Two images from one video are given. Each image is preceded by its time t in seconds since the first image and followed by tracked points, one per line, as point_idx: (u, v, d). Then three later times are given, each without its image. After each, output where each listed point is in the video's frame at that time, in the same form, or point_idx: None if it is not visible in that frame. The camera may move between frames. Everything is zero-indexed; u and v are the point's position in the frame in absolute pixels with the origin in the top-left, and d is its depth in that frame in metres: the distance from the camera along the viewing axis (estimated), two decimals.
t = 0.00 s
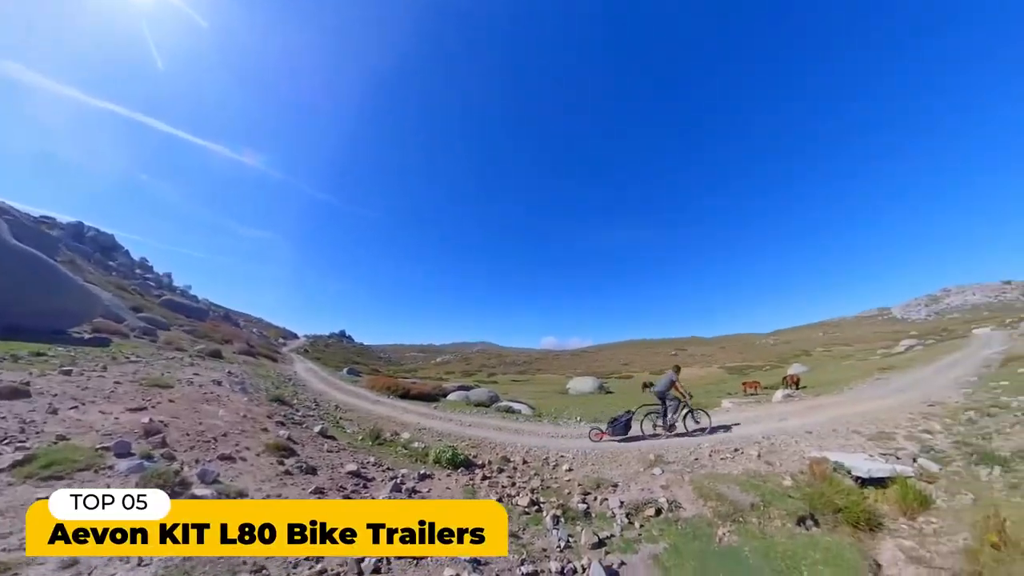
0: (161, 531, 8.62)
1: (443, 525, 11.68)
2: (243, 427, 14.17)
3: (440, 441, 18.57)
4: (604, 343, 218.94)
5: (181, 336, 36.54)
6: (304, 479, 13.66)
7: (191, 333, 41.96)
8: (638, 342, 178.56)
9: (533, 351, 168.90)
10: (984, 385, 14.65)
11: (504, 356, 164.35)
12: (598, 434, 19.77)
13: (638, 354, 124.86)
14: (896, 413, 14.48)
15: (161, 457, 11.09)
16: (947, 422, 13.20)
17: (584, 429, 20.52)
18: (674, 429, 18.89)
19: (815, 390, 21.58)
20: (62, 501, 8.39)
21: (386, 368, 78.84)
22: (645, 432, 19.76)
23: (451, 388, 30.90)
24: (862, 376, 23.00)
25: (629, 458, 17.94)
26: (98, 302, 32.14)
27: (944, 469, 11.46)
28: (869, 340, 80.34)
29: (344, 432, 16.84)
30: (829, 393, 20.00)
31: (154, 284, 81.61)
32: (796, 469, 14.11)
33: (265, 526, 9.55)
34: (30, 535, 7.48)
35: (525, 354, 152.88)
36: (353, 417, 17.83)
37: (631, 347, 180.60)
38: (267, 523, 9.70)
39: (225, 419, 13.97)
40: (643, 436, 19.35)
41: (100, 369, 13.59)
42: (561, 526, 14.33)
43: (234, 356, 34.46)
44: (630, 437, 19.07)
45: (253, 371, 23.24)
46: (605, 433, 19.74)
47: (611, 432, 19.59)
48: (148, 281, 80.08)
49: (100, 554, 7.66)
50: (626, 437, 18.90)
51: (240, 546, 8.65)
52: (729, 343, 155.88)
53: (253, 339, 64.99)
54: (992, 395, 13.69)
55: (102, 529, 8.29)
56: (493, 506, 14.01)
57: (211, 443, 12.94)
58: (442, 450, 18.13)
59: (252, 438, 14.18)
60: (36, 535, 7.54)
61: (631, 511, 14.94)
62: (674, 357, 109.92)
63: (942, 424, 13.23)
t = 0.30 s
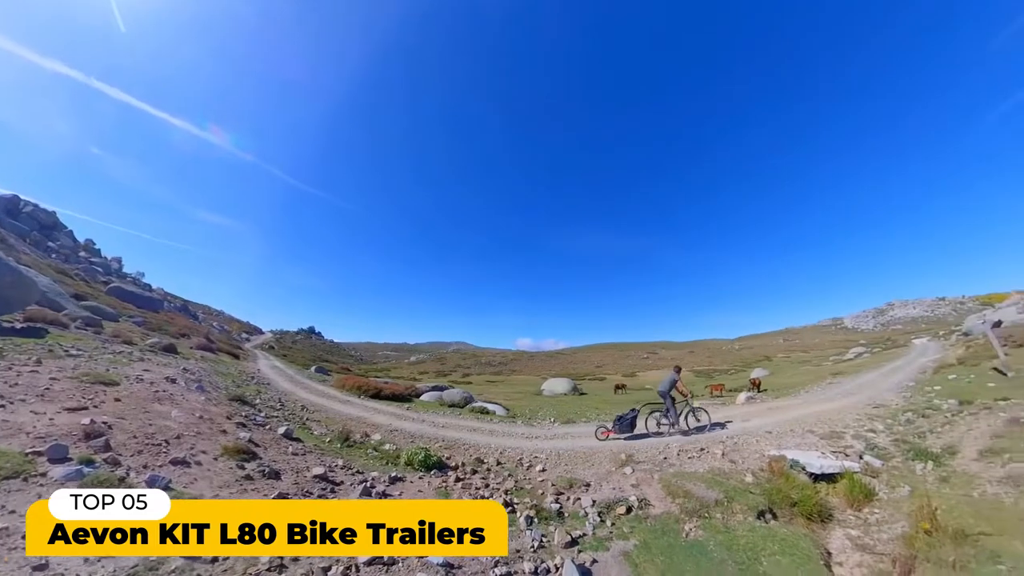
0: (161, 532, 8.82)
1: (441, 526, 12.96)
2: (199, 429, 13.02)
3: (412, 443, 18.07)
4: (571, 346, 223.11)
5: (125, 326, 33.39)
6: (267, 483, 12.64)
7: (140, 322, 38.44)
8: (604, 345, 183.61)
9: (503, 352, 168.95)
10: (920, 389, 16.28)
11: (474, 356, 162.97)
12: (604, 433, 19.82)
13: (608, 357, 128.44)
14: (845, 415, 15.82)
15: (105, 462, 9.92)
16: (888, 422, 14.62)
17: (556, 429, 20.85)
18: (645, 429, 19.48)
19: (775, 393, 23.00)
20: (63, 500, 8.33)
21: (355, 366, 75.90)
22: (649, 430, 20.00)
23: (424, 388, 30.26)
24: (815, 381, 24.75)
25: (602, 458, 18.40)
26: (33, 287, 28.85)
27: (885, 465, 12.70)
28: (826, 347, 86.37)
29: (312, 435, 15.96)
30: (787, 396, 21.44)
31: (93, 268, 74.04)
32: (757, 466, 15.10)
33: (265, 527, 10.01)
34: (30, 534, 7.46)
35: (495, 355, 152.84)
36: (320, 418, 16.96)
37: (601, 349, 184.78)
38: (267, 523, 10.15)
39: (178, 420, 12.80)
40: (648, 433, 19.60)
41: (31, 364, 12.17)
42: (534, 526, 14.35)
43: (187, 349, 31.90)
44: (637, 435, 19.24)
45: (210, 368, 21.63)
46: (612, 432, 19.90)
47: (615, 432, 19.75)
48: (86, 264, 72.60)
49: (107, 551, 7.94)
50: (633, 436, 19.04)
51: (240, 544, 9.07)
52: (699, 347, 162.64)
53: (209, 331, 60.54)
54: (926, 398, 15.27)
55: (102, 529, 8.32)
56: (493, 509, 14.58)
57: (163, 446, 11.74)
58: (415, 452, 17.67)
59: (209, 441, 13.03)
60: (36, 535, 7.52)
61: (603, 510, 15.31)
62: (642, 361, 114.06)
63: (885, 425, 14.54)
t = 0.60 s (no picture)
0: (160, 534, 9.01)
1: (441, 527, 13.02)
2: (157, 431, 12.02)
3: (388, 445, 17.55)
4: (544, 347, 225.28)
5: (73, 316, 30.64)
6: (234, 488, 11.74)
7: (91, 313, 35.37)
8: (578, 347, 186.59)
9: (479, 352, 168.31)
10: (875, 391, 17.56)
11: (449, 356, 160.84)
12: (609, 432, 19.96)
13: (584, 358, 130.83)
14: (808, 416, 16.86)
15: (50, 468, 8.99)
16: (846, 423, 15.73)
17: (534, 429, 20.98)
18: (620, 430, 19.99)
19: (744, 395, 24.12)
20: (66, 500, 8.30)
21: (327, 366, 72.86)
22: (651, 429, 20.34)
23: (401, 388, 29.63)
24: (781, 384, 26.12)
25: (579, 457, 18.67)
26: None
27: (843, 462, 13.68)
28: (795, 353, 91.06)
29: (282, 437, 15.15)
30: (755, 398, 22.56)
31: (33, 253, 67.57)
32: (727, 465, 15.86)
33: (264, 527, 10.30)
34: (32, 533, 7.45)
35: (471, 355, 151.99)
36: (291, 419, 16.14)
37: (574, 351, 187.71)
38: (267, 523, 10.49)
39: (133, 422, 11.79)
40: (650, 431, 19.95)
41: None
42: (512, 527, 14.33)
43: (144, 343, 29.68)
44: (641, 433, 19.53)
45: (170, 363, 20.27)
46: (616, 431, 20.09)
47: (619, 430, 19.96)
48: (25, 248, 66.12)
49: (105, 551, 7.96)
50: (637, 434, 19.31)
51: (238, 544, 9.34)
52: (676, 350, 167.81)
53: (167, 325, 56.48)
54: (880, 400, 16.51)
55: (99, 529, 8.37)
56: (494, 509, 14.62)
57: (116, 449, 10.72)
58: (391, 454, 17.13)
59: (169, 444, 12.02)
60: (39, 533, 7.54)
61: (580, 510, 15.53)
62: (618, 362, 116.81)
63: (843, 425, 15.63)
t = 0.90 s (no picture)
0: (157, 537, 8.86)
1: (441, 527, 13.29)
2: (105, 433, 10.90)
3: (360, 447, 16.90)
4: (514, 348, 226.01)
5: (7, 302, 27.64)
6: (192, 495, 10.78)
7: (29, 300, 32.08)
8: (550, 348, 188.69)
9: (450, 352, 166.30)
10: (831, 395, 18.93)
11: (422, 355, 157.76)
12: (613, 430, 20.34)
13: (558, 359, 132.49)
14: (771, 417, 17.99)
15: None
16: (805, 424, 16.90)
17: (510, 430, 20.97)
18: (595, 430, 20.38)
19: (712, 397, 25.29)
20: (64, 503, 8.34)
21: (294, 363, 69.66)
22: (649, 425, 20.99)
23: (375, 388, 28.78)
24: (746, 387, 27.61)
25: (554, 458, 18.86)
26: None
27: (802, 460, 14.71)
28: (758, 357, 96.64)
29: (246, 438, 14.25)
30: (723, 400, 23.70)
31: None
32: (696, 463, 16.62)
33: (261, 528, 10.38)
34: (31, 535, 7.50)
35: (443, 355, 149.83)
36: (256, 420, 15.22)
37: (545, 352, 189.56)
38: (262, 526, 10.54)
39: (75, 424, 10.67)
40: (649, 429, 20.53)
41: None
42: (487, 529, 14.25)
43: (90, 335, 27.26)
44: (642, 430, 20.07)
45: (122, 358, 18.74)
46: (618, 429, 20.51)
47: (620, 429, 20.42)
48: None
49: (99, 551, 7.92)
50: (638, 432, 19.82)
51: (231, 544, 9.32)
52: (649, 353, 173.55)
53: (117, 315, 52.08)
54: (835, 402, 17.84)
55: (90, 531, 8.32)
56: (493, 510, 15.16)
57: (58, 452, 9.65)
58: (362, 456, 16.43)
59: (118, 447, 10.91)
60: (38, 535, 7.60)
61: (555, 510, 15.67)
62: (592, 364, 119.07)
63: (803, 426, 16.77)
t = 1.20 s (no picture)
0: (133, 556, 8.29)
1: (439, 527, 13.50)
2: (54, 435, 9.95)
3: (336, 449, 16.28)
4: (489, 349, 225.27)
5: None
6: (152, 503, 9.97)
7: None
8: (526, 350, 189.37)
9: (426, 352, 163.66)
10: (798, 397, 20.05)
11: (397, 355, 154.40)
12: (615, 428, 20.74)
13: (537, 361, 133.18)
14: (743, 418, 18.88)
15: None
16: (774, 425, 17.84)
17: (490, 431, 20.89)
18: (575, 431, 20.62)
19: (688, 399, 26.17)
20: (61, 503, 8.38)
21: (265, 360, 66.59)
22: (648, 422, 21.57)
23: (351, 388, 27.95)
24: (719, 389, 28.77)
25: (534, 459, 18.94)
26: None
27: (771, 459, 15.52)
28: (728, 362, 100.76)
29: (213, 441, 13.41)
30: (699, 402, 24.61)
31: None
32: (672, 463, 17.17)
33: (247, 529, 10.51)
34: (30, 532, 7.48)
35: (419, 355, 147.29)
36: (224, 420, 14.41)
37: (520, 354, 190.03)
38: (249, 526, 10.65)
39: (21, 424, 9.69)
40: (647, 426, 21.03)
41: None
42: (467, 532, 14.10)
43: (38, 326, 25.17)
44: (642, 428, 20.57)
45: (76, 352, 17.43)
46: (619, 427, 20.92)
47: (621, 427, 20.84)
48: None
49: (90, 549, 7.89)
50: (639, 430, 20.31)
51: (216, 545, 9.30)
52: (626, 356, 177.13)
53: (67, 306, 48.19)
54: (802, 404, 18.91)
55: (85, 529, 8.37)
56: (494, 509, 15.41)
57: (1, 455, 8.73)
58: (338, 458, 15.81)
59: (69, 450, 9.97)
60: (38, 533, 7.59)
61: (535, 510, 15.71)
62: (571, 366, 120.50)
63: (772, 427, 17.69)
